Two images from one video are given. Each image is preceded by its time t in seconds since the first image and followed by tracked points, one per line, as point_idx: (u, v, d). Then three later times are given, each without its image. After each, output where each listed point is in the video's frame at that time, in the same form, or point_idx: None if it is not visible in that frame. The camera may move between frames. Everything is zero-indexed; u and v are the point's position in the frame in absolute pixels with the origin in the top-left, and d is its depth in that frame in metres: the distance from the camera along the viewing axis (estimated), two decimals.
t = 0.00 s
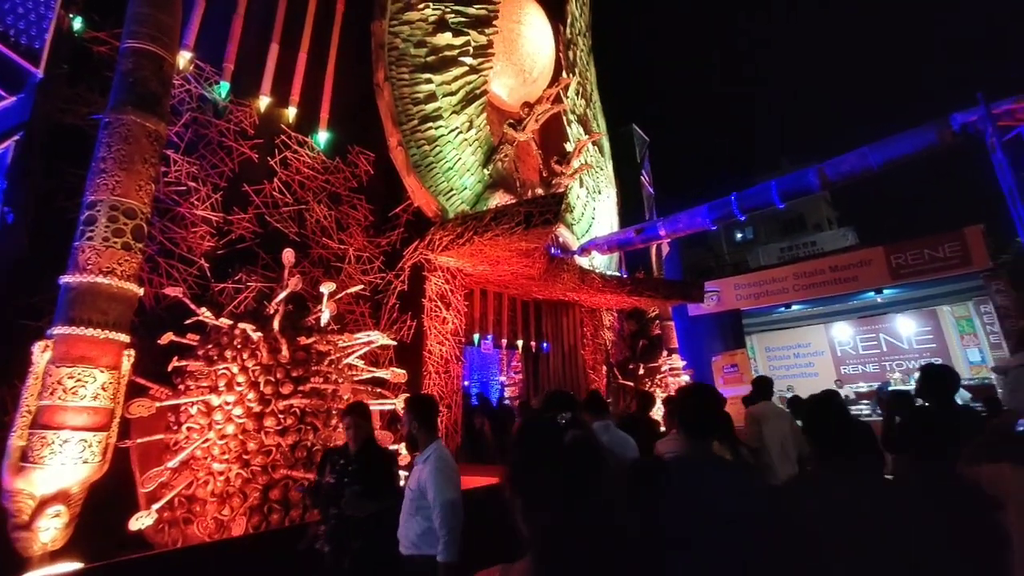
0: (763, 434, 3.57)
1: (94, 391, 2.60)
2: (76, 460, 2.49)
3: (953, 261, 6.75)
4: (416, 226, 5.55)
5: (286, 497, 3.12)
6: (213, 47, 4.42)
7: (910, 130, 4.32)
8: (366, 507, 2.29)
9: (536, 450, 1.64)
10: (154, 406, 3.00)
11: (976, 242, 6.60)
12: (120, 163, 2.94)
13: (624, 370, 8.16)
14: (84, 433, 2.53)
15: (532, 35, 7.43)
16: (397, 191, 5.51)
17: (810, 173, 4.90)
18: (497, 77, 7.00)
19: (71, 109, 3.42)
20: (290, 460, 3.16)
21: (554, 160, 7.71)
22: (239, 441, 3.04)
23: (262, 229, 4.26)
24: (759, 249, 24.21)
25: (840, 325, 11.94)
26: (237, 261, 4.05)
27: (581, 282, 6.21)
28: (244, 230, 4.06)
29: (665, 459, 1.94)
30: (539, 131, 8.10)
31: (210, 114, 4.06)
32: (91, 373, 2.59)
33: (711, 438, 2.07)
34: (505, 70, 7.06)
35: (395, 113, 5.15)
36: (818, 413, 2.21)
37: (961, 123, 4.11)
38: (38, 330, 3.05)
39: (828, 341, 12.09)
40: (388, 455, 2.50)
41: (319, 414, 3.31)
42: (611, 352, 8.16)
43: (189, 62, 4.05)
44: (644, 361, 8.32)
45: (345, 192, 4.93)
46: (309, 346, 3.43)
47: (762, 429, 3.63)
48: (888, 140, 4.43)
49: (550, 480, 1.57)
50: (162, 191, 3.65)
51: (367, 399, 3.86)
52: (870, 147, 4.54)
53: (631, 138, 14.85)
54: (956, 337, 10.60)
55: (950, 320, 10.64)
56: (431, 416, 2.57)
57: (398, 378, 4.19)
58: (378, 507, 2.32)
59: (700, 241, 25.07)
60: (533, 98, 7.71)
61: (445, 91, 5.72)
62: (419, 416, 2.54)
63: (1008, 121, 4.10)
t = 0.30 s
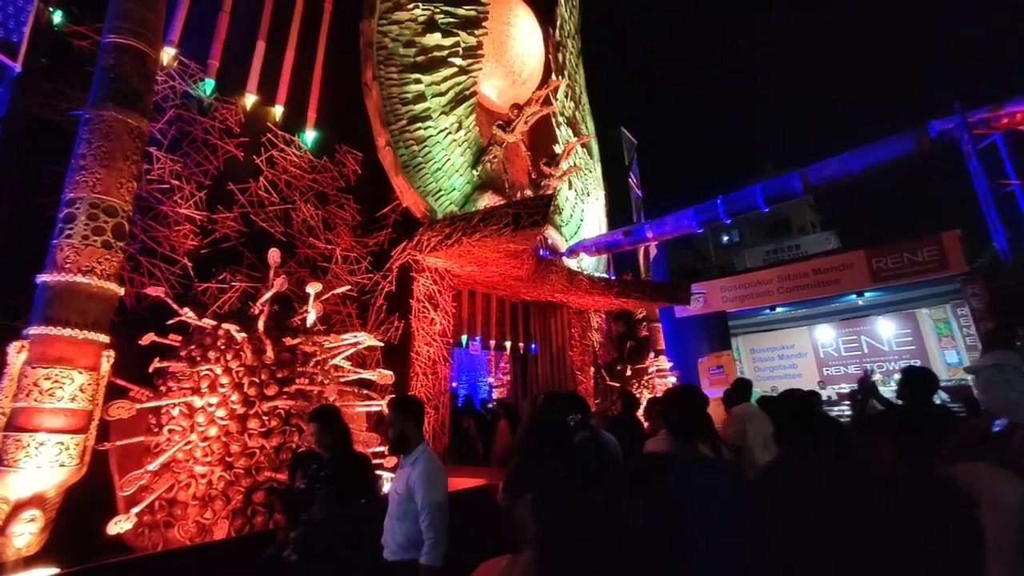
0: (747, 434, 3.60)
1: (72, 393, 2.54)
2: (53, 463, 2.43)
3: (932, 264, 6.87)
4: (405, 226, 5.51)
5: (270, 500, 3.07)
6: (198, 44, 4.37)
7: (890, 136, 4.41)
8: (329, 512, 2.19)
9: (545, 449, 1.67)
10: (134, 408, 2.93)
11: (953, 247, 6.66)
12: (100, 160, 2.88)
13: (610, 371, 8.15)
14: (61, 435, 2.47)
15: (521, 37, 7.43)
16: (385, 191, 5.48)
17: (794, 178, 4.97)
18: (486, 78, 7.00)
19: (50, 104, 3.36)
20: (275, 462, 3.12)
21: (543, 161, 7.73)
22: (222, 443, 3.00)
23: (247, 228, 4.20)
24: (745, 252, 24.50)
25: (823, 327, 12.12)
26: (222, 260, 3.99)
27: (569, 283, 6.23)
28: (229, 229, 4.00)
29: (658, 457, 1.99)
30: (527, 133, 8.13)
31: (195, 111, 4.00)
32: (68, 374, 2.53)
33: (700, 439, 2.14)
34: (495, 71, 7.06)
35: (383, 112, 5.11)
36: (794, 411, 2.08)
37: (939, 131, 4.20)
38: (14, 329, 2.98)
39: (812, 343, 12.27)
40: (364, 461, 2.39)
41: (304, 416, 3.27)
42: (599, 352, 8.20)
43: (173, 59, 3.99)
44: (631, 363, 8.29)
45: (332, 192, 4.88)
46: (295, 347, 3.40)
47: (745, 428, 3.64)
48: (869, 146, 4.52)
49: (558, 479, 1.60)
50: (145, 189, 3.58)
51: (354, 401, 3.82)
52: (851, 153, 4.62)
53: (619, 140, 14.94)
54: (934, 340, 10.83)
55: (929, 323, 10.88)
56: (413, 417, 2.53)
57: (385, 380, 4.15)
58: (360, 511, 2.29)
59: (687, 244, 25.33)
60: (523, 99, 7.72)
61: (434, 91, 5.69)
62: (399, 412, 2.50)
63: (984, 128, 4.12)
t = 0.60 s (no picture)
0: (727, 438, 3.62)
1: (51, 393, 2.49)
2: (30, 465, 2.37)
3: (914, 270, 7.03)
4: (394, 227, 5.47)
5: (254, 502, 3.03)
6: (186, 40, 4.31)
7: (873, 145, 4.48)
8: (284, 521, 2.04)
9: (541, 452, 1.67)
10: (115, 409, 2.86)
11: (934, 254, 6.85)
12: (84, 156, 2.83)
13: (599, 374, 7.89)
14: (39, 436, 2.41)
15: (513, 40, 7.45)
16: (375, 192, 5.45)
17: (780, 184, 5.02)
18: (478, 80, 7.01)
19: (33, 98, 3.29)
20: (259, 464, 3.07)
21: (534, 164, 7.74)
22: (206, 445, 2.95)
23: (234, 227, 4.16)
24: (733, 256, 24.73)
25: (808, 332, 12.26)
26: (208, 260, 3.94)
27: (558, 286, 6.23)
28: (215, 227, 3.95)
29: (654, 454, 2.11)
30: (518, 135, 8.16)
31: (182, 108, 3.95)
32: (48, 374, 2.48)
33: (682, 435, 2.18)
34: (486, 73, 7.06)
35: (374, 112, 5.09)
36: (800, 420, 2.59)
37: (921, 140, 4.28)
38: None
39: (797, 347, 12.40)
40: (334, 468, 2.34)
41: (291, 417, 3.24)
42: (587, 355, 8.21)
43: (160, 55, 3.94)
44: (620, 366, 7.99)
45: (321, 192, 4.84)
46: (281, 348, 3.36)
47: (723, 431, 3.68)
48: (854, 153, 4.59)
49: (560, 479, 1.62)
50: (129, 186, 3.52)
51: (340, 402, 3.79)
52: (837, 160, 4.69)
53: (609, 144, 15.01)
54: (916, 344, 11.05)
55: (910, 328, 11.09)
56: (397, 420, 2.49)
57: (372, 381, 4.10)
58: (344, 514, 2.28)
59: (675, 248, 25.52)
60: (514, 102, 7.72)
61: (426, 92, 5.67)
62: (382, 414, 2.46)
63: (964, 139, 4.22)
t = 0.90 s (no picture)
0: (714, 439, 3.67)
1: (42, 397, 2.46)
2: (21, 470, 2.34)
3: (907, 274, 7.06)
4: (391, 230, 5.47)
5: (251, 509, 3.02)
6: (182, 42, 4.31)
7: (866, 149, 4.52)
8: (246, 529, 1.84)
9: (536, 455, 1.66)
10: (108, 413, 2.82)
11: (928, 258, 6.86)
12: (77, 158, 2.81)
13: (596, 377, 8.16)
14: (30, 441, 2.39)
15: (509, 44, 7.47)
16: (371, 195, 5.44)
17: (775, 188, 5.05)
18: (474, 84, 7.02)
19: (26, 100, 3.28)
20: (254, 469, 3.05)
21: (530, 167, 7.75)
22: (200, 449, 2.93)
23: (229, 229, 4.13)
24: (728, 260, 24.83)
25: (803, 335, 12.31)
26: (202, 262, 3.92)
27: (555, 288, 6.23)
28: (210, 230, 3.92)
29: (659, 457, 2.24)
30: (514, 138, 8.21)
31: (176, 110, 3.93)
32: (39, 378, 2.46)
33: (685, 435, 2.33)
34: (483, 77, 7.08)
35: (370, 115, 5.10)
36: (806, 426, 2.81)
37: (913, 144, 4.32)
38: None
39: (792, 350, 12.44)
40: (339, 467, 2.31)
41: (286, 421, 3.23)
42: (584, 358, 8.21)
43: (155, 57, 3.93)
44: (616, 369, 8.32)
45: (317, 195, 4.83)
46: (276, 351, 3.34)
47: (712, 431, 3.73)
48: (847, 158, 4.62)
49: (562, 484, 1.61)
50: (123, 189, 3.51)
51: (336, 406, 3.77)
52: (830, 164, 4.72)
53: (605, 148, 15.06)
54: (910, 347, 11.10)
55: (904, 331, 11.12)
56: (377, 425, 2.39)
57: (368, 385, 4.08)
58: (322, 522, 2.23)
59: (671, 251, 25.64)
60: (510, 105, 7.74)
61: (422, 96, 5.67)
62: (356, 421, 2.32)
63: (955, 143, 4.27)
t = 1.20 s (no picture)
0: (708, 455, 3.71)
1: (35, 413, 2.43)
2: (11, 488, 2.31)
3: (903, 285, 7.09)
4: (388, 243, 5.47)
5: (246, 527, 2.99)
6: (182, 58, 4.34)
7: (859, 161, 4.56)
8: (218, 548, 1.77)
9: (533, 465, 1.71)
10: (100, 429, 2.77)
11: (923, 269, 6.93)
12: (75, 173, 2.81)
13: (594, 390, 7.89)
14: (21, 458, 2.35)
15: (507, 59, 7.56)
16: (369, 208, 5.46)
17: (770, 200, 5.08)
18: (471, 98, 7.09)
19: (25, 115, 3.30)
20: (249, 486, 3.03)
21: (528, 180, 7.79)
22: (193, 466, 2.90)
23: (226, 243, 4.13)
24: (726, 271, 24.89)
25: (802, 345, 12.30)
26: (199, 276, 3.91)
27: (553, 300, 6.23)
28: (207, 244, 3.91)
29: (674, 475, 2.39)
30: (512, 151, 8.27)
31: (175, 124, 3.95)
32: (31, 394, 2.43)
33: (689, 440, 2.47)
34: (480, 91, 7.15)
35: (368, 129, 5.13)
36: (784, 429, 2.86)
37: (906, 156, 4.36)
38: None
39: (791, 361, 12.43)
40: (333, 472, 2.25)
41: (281, 436, 3.20)
42: (582, 371, 8.18)
43: (155, 72, 3.96)
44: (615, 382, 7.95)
45: (315, 208, 4.83)
46: (273, 365, 3.32)
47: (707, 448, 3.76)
48: (841, 170, 4.66)
49: (555, 488, 1.63)
50: (121, 203, 3.51)
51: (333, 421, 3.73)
52: (825, 176, 4.75)
53: (602, 161, 15.18)
54: (908, 358, 11.05)
55: (902, 341, 11.13)
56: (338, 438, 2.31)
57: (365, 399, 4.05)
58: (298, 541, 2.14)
59: (669, 263, 25.73)
60: (507, 119, 7.81)
61: (420, 109, 5.71)
62: (323, 434, 2.27)
63: (948, 155, 4.31)
